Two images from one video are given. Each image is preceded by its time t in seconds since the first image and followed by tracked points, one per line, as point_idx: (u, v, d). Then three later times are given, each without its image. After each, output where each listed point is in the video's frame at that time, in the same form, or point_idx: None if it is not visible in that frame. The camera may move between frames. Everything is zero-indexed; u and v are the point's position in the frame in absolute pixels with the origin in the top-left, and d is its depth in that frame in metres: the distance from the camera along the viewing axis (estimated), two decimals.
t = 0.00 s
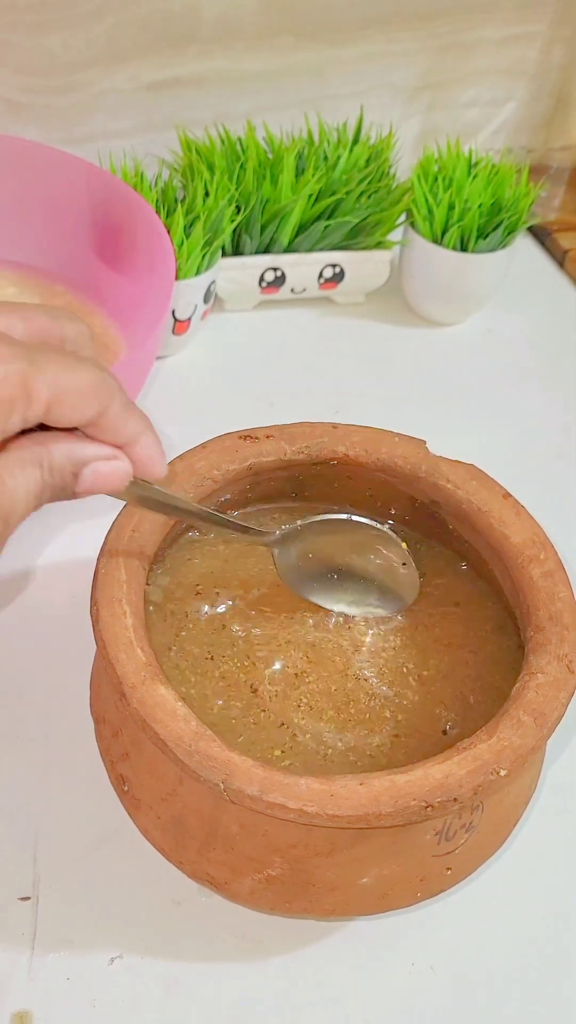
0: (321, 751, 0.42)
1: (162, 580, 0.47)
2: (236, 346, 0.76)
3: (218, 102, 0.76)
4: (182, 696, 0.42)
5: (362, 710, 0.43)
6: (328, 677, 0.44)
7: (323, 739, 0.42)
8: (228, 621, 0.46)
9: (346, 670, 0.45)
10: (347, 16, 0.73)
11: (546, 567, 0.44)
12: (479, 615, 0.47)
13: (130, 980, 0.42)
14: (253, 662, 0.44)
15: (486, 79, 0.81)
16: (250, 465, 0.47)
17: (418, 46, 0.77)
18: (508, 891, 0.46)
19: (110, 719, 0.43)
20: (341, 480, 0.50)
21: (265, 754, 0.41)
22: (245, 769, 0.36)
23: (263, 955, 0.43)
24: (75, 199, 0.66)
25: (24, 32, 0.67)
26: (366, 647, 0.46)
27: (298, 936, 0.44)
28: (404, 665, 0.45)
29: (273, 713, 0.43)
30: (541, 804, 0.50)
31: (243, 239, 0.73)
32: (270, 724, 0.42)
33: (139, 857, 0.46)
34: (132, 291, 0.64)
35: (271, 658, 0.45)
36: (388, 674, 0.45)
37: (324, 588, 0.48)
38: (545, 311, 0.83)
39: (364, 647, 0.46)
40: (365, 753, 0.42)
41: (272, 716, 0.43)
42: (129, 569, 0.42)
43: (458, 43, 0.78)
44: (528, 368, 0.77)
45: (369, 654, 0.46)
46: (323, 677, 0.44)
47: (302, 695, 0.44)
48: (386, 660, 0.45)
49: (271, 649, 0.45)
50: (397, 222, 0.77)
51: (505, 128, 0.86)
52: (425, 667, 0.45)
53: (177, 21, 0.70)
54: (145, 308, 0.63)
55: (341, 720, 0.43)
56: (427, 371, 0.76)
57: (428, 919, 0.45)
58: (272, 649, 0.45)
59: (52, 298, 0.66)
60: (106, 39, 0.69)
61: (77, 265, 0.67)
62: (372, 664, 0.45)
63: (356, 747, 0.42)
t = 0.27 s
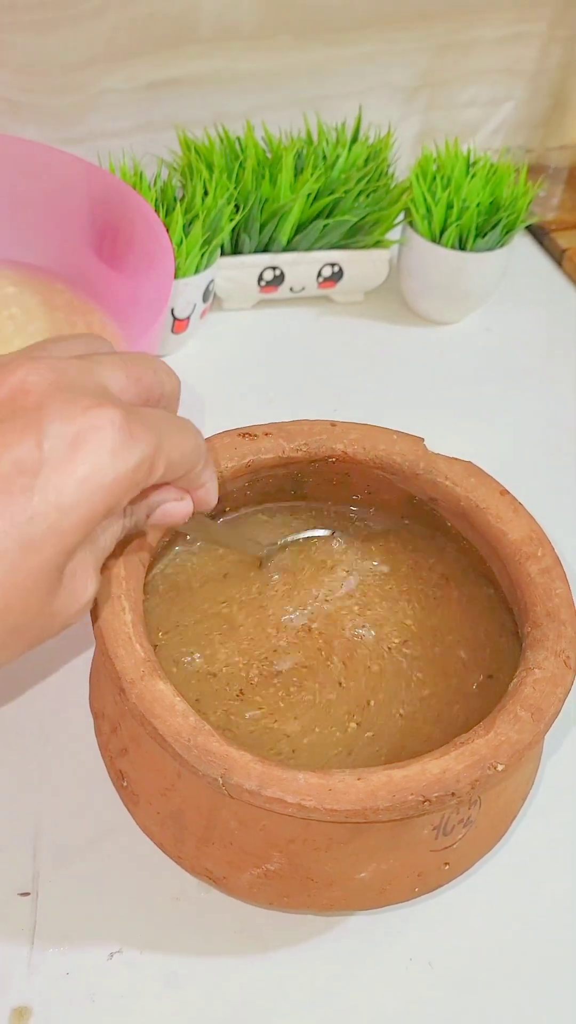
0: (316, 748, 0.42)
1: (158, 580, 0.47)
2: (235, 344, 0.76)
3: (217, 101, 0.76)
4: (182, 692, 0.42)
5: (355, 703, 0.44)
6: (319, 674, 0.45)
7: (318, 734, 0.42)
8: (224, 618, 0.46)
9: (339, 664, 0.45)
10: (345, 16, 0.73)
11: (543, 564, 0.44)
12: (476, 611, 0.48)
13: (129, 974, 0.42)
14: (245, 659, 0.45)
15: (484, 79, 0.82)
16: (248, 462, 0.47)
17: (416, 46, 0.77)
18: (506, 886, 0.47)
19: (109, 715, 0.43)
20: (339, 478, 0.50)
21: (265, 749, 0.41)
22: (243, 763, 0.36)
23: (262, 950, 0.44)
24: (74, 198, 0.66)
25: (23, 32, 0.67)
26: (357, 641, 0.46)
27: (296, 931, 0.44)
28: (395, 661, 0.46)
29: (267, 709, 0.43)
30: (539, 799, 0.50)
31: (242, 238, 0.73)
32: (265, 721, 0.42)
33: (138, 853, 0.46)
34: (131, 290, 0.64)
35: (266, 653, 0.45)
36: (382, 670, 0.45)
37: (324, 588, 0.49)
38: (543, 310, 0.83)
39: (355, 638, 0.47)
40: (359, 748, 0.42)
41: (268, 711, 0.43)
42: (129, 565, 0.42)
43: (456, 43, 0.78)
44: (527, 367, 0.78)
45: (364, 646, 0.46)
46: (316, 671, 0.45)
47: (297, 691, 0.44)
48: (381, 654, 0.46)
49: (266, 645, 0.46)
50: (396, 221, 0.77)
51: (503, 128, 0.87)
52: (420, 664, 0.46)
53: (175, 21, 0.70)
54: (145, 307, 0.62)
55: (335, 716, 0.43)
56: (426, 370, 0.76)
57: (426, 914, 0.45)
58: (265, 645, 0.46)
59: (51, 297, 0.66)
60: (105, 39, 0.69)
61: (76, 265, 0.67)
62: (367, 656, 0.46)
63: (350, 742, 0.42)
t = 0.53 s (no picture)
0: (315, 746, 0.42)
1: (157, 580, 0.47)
2: (234, 345, 0.76)
3: (216, 102, 0.76)
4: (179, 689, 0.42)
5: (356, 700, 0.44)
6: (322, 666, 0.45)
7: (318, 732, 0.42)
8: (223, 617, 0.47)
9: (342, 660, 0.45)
10: (343, 17, 0.73)
11: (541, 563, 0.44)
12: (475, 610, 0.48)
13: (129, 971, 0.42)
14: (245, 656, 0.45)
15: (482, 80, 0.82)
16: (247, 461, 0.47)
17: (414, 47, 0.77)
18: (504, 884, 0.47)
19: (109, 714, 0.43)
20: (338, 478, 0.50)
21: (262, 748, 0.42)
22: (242, 761, 0.36)
23: (261, 947, 0.44)
24: (74, 199, 0.66)
25: (22, 33, 0.67)
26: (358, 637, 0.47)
27: (294, 928, 0.44)
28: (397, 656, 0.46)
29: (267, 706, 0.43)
30: (537, 797, 0.50)
31: (241, 238, 0.73)
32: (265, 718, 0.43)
33: (138, 852, 0.46)
34: (131, 290, 0.64)
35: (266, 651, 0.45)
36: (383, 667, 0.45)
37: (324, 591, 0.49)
38: (542, 310, 0.83)
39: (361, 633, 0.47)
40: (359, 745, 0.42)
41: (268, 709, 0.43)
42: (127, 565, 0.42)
43: (455, 44, 0.78)
44: (525, 367, 0.78)
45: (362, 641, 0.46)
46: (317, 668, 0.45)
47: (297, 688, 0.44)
48: (381, 653, 0.46)
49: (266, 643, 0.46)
50: (395, 222, 0.78)
51: (502, 129, 0.87)
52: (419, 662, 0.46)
53: (174, 22, 0.70)
54: (144, 308, 0.62)
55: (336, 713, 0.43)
56: (424, 370, 0.76)
57: (424, 911, 0.46)
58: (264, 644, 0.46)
59: (51, 298, 0.66)
60: (104, 40, 0.70)
61: (76, 266, 0.67)
62: (366, 653, 0.46)
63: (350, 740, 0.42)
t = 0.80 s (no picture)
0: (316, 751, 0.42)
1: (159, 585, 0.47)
2: (235, 346, 0.76)
3: (216, 104, 0.76)
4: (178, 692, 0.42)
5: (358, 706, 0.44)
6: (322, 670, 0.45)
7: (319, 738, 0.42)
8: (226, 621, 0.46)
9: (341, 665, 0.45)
10: (343, 17, 0.73)
11: (542, 566, 0.44)
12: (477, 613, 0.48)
13: (129, 977, 0.42)
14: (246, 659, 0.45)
15: (483, 81, 0.82)
16: (247, 463, 0.47)
17: (415, 48, 0.77)
18: (505, 888, 0.47)
19: (109, 717, 0.43)
20: (339, 480, 0.50)
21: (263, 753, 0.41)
22: (243, 766, 0.36)
23: (261, 952, 0.44)
24: (73, 200, 0.66)
25: (23, 35, 0.67)
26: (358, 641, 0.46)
27: (295, 932, 0.44)
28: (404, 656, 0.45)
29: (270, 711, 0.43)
30: (539, 801, 0.50)
31: (241, 240, 0.73)
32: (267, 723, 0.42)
33: (138, 856, 0.46)
34: (131, 292, 0.64)
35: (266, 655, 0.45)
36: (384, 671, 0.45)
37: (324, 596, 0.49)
38: (543, 311, 0.83)
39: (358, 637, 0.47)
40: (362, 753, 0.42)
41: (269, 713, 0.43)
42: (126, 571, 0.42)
43: (455, 45, 0.78)
44: (525, 368, 0.78)
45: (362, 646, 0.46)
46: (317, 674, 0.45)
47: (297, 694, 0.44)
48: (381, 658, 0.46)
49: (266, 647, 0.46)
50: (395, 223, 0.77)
51: (502, 130, 0.87)
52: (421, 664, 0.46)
53: (174, 23, 0.70)
54: (144, 309, 0.62)
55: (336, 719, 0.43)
56: (425, 372, 0.76)
57: (425, 915, 0.45)
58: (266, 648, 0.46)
59: (51, 299, 0.66)
60: (105, 41, 0.70)
61: (76, 268, 0.67)
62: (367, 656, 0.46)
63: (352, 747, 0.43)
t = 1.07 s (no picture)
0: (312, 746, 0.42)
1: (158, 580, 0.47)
2: (234, 346, 0.76)
3: (216, 104, 0.76)
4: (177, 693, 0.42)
5: (362, 701, 0.44)
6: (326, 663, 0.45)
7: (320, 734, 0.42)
8: (227, 618, 0.46)
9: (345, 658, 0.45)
10: (343, 17, 0.73)
11: (542, 566, 0.44)
12: (475, 613, 0.48)
13: (129, 977, 0.42)
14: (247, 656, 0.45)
15: (482, 81, 0.82)
16: (247, 463, 0.47)
17: (415, 48, 0.77)
18: (504, 888, 0.47)
19: (109, 717, 0.43)
20: (338, 480, 0.50)
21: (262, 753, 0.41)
22: (243, 766, 0.36)
23: (261, 952, 0.44)
24: (73, 201, 0.66)
25: (23, 35, 0.67)
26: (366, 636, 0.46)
27: (294, 932, 0.44)
28: (371, 596, 0.48)
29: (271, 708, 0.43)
30: (538, 801, 0.50)
31: (241, 240, 0.73)
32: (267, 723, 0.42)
33: (138, 856, 0.46)
34: (130, 292, 0.64)
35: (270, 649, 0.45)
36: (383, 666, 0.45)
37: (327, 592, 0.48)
38: (542, 311, 0.83)
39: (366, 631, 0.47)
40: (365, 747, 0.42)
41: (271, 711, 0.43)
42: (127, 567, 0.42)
43: (455, 45, 0.78)
44: (525, 368, 0.78)
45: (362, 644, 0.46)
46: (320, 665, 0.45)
47: (302, 688, 0.44)
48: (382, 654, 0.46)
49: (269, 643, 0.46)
50: (394, 223, 0.77)
51: (502, 130, 0.87)
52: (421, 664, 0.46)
53: (174, 24, 0.70)
54: (143, 309, 0.62)
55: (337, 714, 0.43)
56: (424, 372, 0.76)
57: (425, 915, 0.45)
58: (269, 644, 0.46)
59: (51, 300, 0.66)
60: (104, 41, 0.70)
61: (76, 268, 0.67)
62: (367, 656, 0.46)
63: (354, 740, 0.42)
